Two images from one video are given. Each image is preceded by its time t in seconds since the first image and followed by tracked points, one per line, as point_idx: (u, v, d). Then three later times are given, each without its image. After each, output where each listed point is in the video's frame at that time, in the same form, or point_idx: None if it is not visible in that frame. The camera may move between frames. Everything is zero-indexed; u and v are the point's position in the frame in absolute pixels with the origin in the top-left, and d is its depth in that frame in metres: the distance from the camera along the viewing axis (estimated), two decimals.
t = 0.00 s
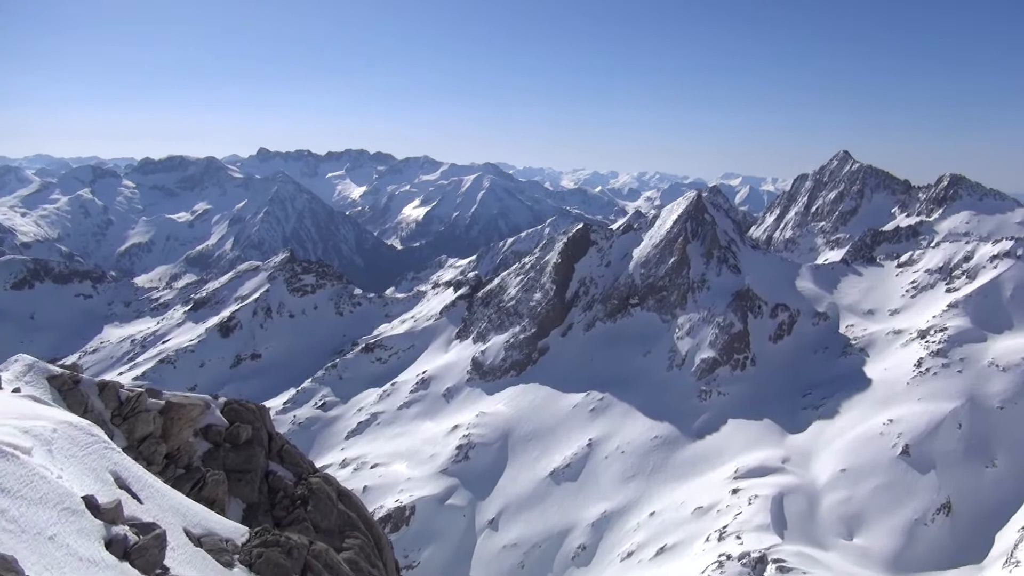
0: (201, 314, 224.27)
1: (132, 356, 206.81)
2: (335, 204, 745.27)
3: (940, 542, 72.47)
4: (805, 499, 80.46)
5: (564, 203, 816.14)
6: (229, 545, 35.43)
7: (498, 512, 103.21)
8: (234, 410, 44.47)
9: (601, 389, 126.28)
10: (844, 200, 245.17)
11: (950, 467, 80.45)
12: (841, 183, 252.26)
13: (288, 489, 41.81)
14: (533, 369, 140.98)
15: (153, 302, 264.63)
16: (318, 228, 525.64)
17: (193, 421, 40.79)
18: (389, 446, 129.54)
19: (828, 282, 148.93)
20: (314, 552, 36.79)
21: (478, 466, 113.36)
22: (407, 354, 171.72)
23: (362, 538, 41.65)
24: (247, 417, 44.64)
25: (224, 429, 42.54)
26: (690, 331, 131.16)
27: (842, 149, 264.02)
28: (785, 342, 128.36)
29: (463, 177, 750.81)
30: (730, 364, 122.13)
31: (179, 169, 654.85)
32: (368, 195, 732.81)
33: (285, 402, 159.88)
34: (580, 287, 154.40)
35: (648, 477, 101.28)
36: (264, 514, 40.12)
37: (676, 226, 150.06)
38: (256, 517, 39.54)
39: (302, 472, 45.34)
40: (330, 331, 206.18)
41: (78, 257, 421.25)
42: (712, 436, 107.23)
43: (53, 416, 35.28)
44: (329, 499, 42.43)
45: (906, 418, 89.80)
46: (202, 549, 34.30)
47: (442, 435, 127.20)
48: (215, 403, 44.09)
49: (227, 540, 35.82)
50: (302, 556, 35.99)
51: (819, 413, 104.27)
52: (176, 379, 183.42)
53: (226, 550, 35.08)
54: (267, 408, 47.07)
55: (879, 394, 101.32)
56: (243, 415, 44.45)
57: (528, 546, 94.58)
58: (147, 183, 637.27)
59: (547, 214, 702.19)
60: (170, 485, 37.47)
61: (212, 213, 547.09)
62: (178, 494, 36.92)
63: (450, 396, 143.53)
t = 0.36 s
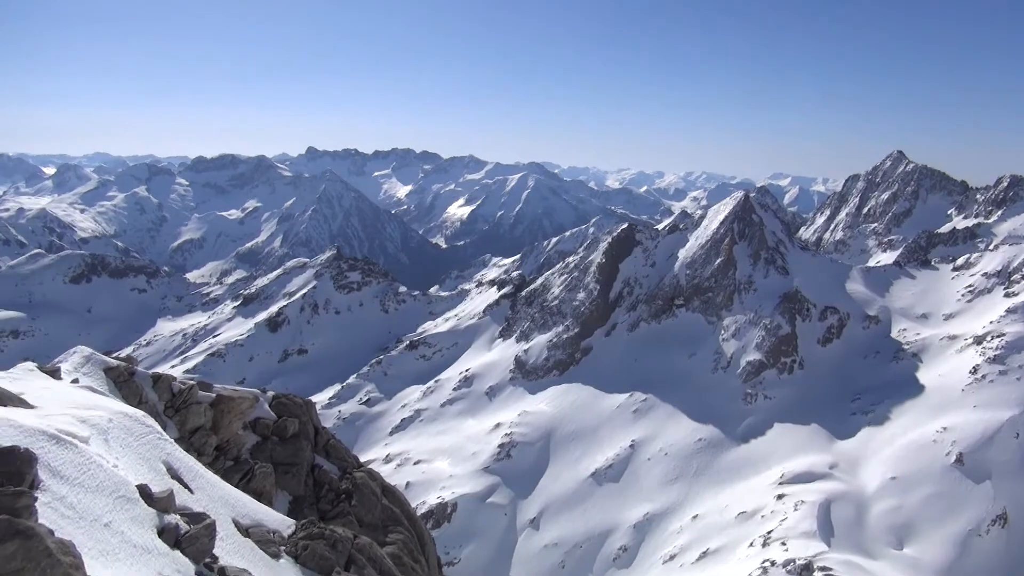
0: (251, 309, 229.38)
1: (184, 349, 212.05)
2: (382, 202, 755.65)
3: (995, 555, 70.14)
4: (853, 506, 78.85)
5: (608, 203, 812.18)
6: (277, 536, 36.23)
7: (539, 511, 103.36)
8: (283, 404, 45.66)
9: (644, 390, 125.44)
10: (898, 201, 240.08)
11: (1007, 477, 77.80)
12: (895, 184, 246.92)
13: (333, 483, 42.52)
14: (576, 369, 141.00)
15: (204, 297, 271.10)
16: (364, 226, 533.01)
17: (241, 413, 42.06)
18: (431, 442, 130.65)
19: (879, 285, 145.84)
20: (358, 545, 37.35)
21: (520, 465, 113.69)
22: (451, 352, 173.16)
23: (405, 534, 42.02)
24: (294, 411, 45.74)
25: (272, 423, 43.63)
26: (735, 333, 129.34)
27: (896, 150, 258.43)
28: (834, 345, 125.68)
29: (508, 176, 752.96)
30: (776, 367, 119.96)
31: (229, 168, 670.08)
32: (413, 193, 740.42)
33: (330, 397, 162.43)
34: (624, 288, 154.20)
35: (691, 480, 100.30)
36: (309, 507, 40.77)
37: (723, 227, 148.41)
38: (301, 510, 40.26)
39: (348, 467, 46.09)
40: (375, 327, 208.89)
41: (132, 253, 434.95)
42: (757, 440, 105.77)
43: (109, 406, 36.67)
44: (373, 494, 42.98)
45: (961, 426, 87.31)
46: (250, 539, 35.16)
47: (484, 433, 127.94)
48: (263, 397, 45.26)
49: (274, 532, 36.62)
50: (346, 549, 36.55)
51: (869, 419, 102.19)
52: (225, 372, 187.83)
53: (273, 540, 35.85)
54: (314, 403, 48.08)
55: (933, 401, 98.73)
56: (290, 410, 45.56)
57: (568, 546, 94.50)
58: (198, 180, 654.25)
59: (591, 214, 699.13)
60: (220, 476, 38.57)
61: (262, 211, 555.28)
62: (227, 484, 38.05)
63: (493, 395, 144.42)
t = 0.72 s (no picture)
0: (288, 308, 232.62)
1: (224, 346, 215.56)
2: (418, 203, 761.62)
3: None
4: (894, 513, 77.36)
5: (644, 204, 808.47)
6: (314, 532, 36.72)
7: (573, 512, 103.12)
8: (320, 402, 46.44)
9: (680, 392, 124.39)
10: (943, 202, 234.27)
11: None
12: (940, 184, 241.31)
13: (369, 481, 42.97)
14: (611, 369, 140.59)
15: (244, 295, 275.88)
16: (400, 226, 537.71)
17: (280, 410, 42.87)
18: (466, 441, 131.16)
19: (922, 288, 142.90)
20: (393, 543, 37.63)
21: (555, 465, 113.58)
22: (486, 351, 173.81)
23: (440, 532, 42.20)
24: (331, 409, 46.47)
25: (309, 420, 44.43)
26: (774, 335, 127.58)
27: (941, 149, 252.80)
28: (876, 349, 123.40)
29: (544, 176, 753.14)
30: (816, 370, 118.15)
31: (269, 168, 681.38)
32: (450, 193, 745.09)
33: (366, 395, 164.00)
34: (660, 288, 153.34)
35: (727, 484, 99.27)
36: (346, 504, 41.31)
37: (761, 228, 146.59)
38: (338, 507, 40.80)
39: (383, 465, 46.54)
40: (411, 326, 210.63)
41: (175, 252, 445.15)
42: (796, 443, 104.33)
43: (153, 402, 37.64)
44: (408, 492, 43.29)
45: (1008, 433, 84.93)
46: (288, 535, 35.67)
47: (519, 432, 128.13)
48: (301, 395, 46.16)
49: (311, 528, 37.11)
50: (382, 546, 36.87)
51: (912, 425, 100.12)
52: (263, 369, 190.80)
53: (310, 537, 36.35)
54: (350, 401, 48.84)
55: (979, 407, 96.30)
56: (328, 407, 46.34)
57: (602, 548, 94.15)
58: (239, 180, 667.21)
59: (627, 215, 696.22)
60: (259, 472, 39.35)
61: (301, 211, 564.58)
62: (265, 480, 38.73)
63: (528, 395, 144.87)
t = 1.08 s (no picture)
0: (324, 307, 235.02)
1: (261, 344, 218.03)
2: (453, 203, 766.08)
3: None
4: (935, 522, 75.79)
5: (680, 204, 803.28)
6: (349, 529, 37.20)
7: (606, 513, 102.81)
8: (355, 400, 47.15)
9: (714, 395, 123.36)
10: (988, 203, 225.49)
11: None
12: (986, 185, 233.85)
13: (403, 479, 43.38)
14: (645, 371, 140.24)
15: (281, 292, 279.83)
16: (435, 225, 541.28)
17: (316, 408, 43.63)
18: (498, 442, 131.58)
19: (966, 291, 139.43)
20: (427, 541, 37.87)
21: (588, 466, 113.40)
22: (520, 352, 174.30)
23: (473, 531, 42.38)
24: (366, 407, 47.09)
25: (344, 417, 45.12)
26: (811, 338, 125.74)
27: (987, 149, 247.47)
28: (917, 353, 120.91)
29: (579, 176, 752.33)
30: (855, 374, 116.36)
31: (306, 167, 690.43)
32: (485, 194, 748.48)
33: (400, 393, 165.29)
34: (695, 289, 152.20)
35: (763, 488, 98.20)
36: (380, 501, 41.81)
37: (800, 229, 143.30)
38: (372, 504, 41.32)
39: (417, 463, 46.92)
40: (445, 325, 211.83)
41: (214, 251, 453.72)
42: (834, 449, 102.84)
43: (193, 397, 38.48)
44: (442, 491, 43.54)
45: None
46: (323, 532, 36.18)
47: (552, 433, 128.22)
48: (337, 392, 46.91)
49: (346, 525, 37.58)
50: (416, 544, 37.15)
51: (954, 431, 98.04)
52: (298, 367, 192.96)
53: (346, 533, 36.83)
54: (385, 400, 49.47)
55: None
56: (362, 406, 47.02)
57: (634, 550, 93.79)
58: (277, 180, 678.13)
59: (662, 215, 691.96)
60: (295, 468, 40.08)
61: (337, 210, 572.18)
62: (302, 477, 39.43)
63: (561, 396, 145.17)
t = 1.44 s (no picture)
0: (362, 306, 237.55)
1: (301, 343, 219.68)
2: (490, 204, 770.47)
3: None
4: (982, 530, 73.99)
5: (720, 205, 795.79)
6: (386, 527, 37.57)
7: (642, 516, 102.37)
8: (393, 400, 47.80)
9: (753, 399, 122.23)
10: None
11: None
12: None
13: (440, 478, 43.69)
14: (683, 373, 139.60)
15: (321, 292, 283.69)
16: (472, 226, 544.50)
17: (355, 406, 44.37)
18: (535, 442, 131.99)
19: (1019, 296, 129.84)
20: (464, 541, 38.01)
21: (625, 468, 113.03)
22: (556, 352, 174.44)
23: (509, 531, 42.41)
24: (405, 406, 47.68)
25: (383, 417, 45.79)
26: (854, 342, 124.24)
27: None
28: (964, 358, 117.58)
29: (617, 177, 750.15)
30: (899, 379, 114.52)
31: (346, 168, 699.50)
32: (522, 195, 751.09)
33: (437, 393, 166.86)
34: (734, 291, 150.77)
35: (804, 493, 96.87)
36: (418, 499, 42.21)
37: (842, 231, 142.27)
38: (409, 502, 41.72)
39: (454, 463, 47.21)
40: (482, 325, 213.57)
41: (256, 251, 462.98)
42: (877, 454, 101.00)
43: (235, 395, 39.40)
44: (479, 491, 43.67)
45: None
46: (361, 528, 36.57)
47: (589, 435, 128.15)
48: (375, 392, 47.64)
49: (384, 523, 37.91)
50: (453, 543, 37.32)
51: (1002, 439, 95.59)
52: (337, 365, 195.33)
53: (383, 531, 37.19)
54: (423, 400, 49.98)
55: None
56: (400, 405, 47.61)
57: (671, 554, 93.30)
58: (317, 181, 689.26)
59: (701, 216, 685.61)
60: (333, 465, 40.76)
61: (376, 211, 579.43)
62: (340, 475, 40.07)
63: (598, 397, 145.19)
